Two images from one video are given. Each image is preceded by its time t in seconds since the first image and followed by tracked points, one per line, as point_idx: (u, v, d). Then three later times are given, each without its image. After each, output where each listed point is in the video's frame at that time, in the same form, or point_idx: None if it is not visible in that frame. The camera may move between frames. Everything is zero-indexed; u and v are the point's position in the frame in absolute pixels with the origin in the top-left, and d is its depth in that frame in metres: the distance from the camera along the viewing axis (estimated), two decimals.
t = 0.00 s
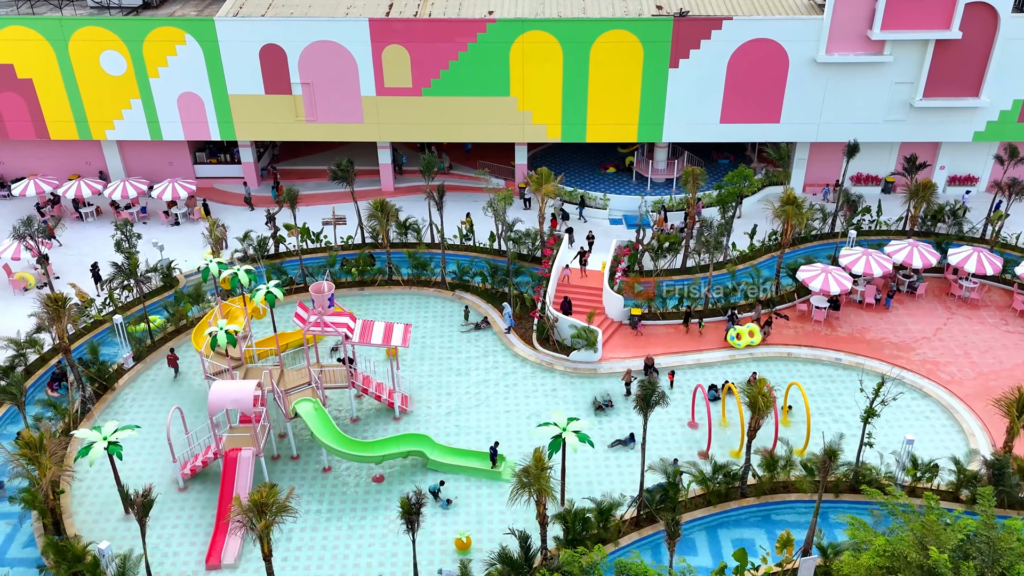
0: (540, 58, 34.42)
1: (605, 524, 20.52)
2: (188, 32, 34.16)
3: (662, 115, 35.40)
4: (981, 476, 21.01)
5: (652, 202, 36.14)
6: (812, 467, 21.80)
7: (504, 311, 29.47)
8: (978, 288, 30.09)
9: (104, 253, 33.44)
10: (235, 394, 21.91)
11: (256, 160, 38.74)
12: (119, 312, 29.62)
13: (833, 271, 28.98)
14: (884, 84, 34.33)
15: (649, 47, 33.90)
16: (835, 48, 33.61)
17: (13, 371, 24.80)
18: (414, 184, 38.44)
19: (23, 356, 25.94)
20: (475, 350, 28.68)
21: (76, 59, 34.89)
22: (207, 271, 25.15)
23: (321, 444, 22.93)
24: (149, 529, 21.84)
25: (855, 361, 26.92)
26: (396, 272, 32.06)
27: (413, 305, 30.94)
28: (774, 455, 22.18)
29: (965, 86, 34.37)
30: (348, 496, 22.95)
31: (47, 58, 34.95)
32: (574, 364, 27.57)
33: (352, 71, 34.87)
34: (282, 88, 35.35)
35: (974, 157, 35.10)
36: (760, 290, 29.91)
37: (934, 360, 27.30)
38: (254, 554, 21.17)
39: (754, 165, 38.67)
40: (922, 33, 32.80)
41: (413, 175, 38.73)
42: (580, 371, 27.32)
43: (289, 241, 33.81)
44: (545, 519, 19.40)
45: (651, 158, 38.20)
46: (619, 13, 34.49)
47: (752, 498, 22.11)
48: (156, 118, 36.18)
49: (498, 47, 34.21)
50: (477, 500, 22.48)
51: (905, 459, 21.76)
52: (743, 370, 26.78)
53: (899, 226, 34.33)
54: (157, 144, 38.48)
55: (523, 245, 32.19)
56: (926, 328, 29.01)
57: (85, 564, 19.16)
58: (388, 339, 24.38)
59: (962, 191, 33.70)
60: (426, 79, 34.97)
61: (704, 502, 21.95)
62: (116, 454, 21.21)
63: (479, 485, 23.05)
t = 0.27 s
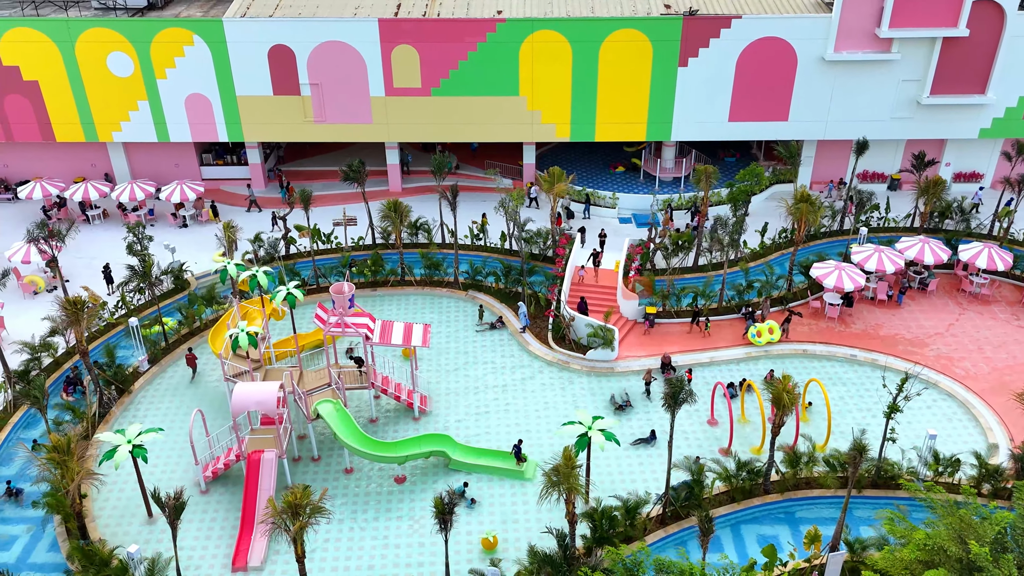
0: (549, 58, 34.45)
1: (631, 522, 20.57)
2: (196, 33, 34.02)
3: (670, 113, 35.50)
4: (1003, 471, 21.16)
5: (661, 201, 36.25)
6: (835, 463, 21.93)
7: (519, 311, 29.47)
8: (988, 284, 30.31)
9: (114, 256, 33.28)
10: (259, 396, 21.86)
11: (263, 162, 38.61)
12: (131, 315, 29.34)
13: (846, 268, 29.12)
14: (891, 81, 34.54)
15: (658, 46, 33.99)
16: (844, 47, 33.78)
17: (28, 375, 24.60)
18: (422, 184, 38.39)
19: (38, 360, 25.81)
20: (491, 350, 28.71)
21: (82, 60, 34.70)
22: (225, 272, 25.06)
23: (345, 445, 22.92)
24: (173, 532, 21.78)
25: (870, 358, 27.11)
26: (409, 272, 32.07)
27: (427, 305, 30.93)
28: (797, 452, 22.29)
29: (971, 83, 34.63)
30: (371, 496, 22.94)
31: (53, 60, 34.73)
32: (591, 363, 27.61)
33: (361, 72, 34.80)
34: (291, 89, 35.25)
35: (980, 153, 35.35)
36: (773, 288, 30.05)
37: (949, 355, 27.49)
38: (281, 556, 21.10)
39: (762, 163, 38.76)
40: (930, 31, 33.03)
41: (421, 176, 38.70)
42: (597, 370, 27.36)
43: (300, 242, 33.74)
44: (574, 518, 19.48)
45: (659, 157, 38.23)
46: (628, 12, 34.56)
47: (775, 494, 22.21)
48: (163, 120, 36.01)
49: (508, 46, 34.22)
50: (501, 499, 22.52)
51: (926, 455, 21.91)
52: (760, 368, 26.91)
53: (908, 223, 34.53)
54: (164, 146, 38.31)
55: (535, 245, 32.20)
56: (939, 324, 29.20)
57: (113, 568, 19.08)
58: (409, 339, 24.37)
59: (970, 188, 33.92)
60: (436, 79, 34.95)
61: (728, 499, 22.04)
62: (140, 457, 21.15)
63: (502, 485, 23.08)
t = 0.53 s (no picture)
0: (560, 57, 34.48)
1: (659, 519, 20.61)
2: (205, 34, 33.89)
3: (680, 112, 35.59)
4: None
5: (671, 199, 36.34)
6: (859, 459, 22.02)
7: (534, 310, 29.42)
8: (1000, 279, 30.52)
9: (124, 258, 33.12)
10: (284, 396, 21.81)
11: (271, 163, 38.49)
12: (145, 318, 29.20)
13: (860, 264, 29.26)
14: (900, 79, 34.73)
15: (668, 44, 34.07)
16: (852, 44, 33.96)
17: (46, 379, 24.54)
18: (431, 184, 38.33)
19: (55, 363, 25.71)
20: (507, 349, 28.69)
21: (90, 62, 34.51)
22: (245, 274, 25.03)
23: (368, 445, 22.86)
24: (198, 534, 21.70)
25: (885, 354, 27.21)
26: (423, 272, 32.04)
27: (442, 305, 30.91)
28: (820, 448, 22.39)
29: (978, 80, 34.87)
30: (394, 497, 22.89)
31: (61, 62, 34.53)
32: (608, 362, 27.55)
33: (371, 72, 34.74)
34: (300, 90, 35.15)
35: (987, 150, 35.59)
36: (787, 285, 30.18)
37: (964, 350, 27.67)
38: (308, 557, 21.05)
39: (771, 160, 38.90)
40: (937, 28, 33.26)
41: (430, 176, 38.66)
42: (614, 369, 27.30)
43: (311, 243, 33.66)
44: (604, 516, 19.52)
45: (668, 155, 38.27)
46: (638, 11, 34.62)
47: (799, 490, 22.27)
48: (171, 121, 35.85)
49: (518, 46, 34.23)
50: (526, 498, 22.54)
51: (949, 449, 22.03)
52: (777, 364, 27.02)
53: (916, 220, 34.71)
54: (171, 148, 38.13)
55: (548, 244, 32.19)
56: (952, 320, 29.37)
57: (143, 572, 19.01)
58: (430, 339, 24.39)
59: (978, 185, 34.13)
60: (446, 79, 34.93)
61: (752, 496, 22.11)
62: (166, 459, 21.10)
63: (526, 484, 23.09)
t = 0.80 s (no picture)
0: (570, 57, 34.52)
1: (686, 517, 20.66)
2: (215, 35, 33.77)
3: (690, 111, 35.69)
4: None
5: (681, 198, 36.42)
6: (882, 454, 22.14)
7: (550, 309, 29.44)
8: (1011, 275, 30.74)
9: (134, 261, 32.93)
10: (309, 398, 21.78)
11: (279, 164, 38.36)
12: (160, 320, 29.06)
13: (873, 261, 29.40)
14: (908, 77, 34.94)
15: (679, 43, 34.16)
16: (861, 43, 34.15)
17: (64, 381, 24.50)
18: (440, 184, 38.30)
19: (72, 367, 25.59)
20: (525, 348, 28.71)
21: (98, 64, 34.33)
22: (265, 275, 25.00)
23: (392, 445, 22.83)
24: (224, 537, 21.64)
25: (900, 350, 27.37)
26: (436, 272, 32.03)
27: (457, 305, 30.91)
28: (843, 445, 22.51)
29: (985, 78, 35.13)
30: (418, 497, 22.86)
31: (69, 64, 34.34)
32: (625, 361, 27.55)
33: (381, 73, 34.70)
34: (310, 90, 35.07)
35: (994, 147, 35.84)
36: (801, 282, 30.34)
37: (978, 346, 27.85)
38: (335, 558, 21.02)
39: (779, 158, 39.02)
40: (946, 26, 33.49)
41: (439, 176, 38.63)
42: (632, 368, 27.31)
43: (323, 244, 33.58)
44: (634, 514, 19.57)
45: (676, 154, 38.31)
46: (647, 10, 34.69)
47: (823, 486, 22.34)
48: (180, 123, 35.70)
49: (529, 46, 34.26)
50: (553, 497, 22.57)
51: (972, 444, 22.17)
52: (794, 361, 27.15)
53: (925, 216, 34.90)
54: (179, 150, 37.96)
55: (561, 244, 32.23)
56: (965, 316, 29.56)
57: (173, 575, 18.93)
58: (451, 339, 24.37)
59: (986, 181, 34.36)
60: (456, 79, 34.91)
61: (777, 492, 22.20)
62: (191, 462, 21.01)
63: (550, 483, 23.12)
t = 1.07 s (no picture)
0: (581, 56, 34.57)
1: (715, 513, 20.73)
2: (225, 36, 33.66)
3: (699, 109, 35.80)
4: None
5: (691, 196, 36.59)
6: (906, 449, 22.28)
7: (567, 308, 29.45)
8: (1022, 271, 30.96)
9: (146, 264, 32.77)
10: (335, 399, 21.76)
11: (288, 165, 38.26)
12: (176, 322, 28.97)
13: (888, 258, 29.53)
14: (916, 74, 35.15)
15: (689, 42, 34.26)
16: (870, 41, 34.34)
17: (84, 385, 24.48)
18: (450, 185, 38.31)
19: (90, 370, 25.52)
20: (542, 347, 28.75)
21: (108, 66, 34.16)
22: (287, 276, 25.04)
23: (418, 445, 22.83)
24: (251, 538, 21.59)
25: (917, 346, 27.53)
26: (451, 272, 32.02)
27: (472, 305, 30.91)
28: (867, 441, 22.64)
29: (993, 75, 35.38)
30: (444, 497, 22.85)
31: (78, 66, 34.17)
32: (643, 359, 27.59)
33: (392, 73, 34.65)
34: (321, 91, 35.00)
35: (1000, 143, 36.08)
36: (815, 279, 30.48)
37: (993, 341, 28.04)
38: (364, 559, 20.98)
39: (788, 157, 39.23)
40: (954, 24, 33.73)
41: (447, 176, 38.65)
42: (651, 366, 27.37)
43: (336, 245, 33.51)
44: (664, 512, 19.62)
45: (684, 152, 38.38)
46: (658, 9, 34.77)
47: (847, 482, 22.43)
48: (189, 124, 35.56)
49: (540, 45, 34.29)
50: (577, 495, 22.63)
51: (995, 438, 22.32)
52: (812, 358, 27.29)
53: (934, 213, 35.13)
54: (187, 151, 37.82)
55: (575, 243, 32.33)
56: (978, 312, 29.75)
57: None
58: (474, 339, 24.36)
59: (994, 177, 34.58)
60: (467, 79, 34.91)
61: (801, 488, 22.31)
62: (218, 464, 20.92)
63: (575, 482, 23.15)
